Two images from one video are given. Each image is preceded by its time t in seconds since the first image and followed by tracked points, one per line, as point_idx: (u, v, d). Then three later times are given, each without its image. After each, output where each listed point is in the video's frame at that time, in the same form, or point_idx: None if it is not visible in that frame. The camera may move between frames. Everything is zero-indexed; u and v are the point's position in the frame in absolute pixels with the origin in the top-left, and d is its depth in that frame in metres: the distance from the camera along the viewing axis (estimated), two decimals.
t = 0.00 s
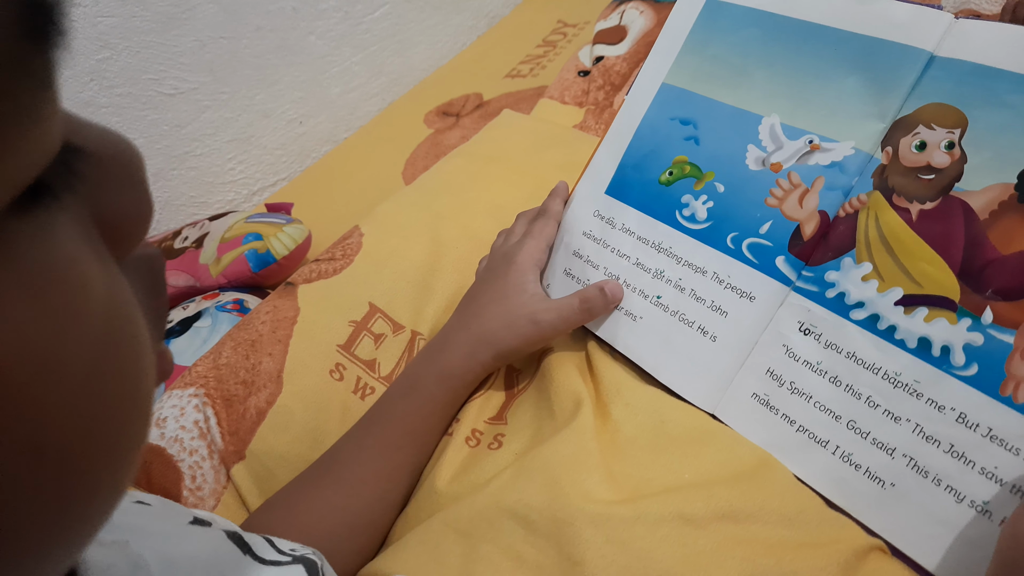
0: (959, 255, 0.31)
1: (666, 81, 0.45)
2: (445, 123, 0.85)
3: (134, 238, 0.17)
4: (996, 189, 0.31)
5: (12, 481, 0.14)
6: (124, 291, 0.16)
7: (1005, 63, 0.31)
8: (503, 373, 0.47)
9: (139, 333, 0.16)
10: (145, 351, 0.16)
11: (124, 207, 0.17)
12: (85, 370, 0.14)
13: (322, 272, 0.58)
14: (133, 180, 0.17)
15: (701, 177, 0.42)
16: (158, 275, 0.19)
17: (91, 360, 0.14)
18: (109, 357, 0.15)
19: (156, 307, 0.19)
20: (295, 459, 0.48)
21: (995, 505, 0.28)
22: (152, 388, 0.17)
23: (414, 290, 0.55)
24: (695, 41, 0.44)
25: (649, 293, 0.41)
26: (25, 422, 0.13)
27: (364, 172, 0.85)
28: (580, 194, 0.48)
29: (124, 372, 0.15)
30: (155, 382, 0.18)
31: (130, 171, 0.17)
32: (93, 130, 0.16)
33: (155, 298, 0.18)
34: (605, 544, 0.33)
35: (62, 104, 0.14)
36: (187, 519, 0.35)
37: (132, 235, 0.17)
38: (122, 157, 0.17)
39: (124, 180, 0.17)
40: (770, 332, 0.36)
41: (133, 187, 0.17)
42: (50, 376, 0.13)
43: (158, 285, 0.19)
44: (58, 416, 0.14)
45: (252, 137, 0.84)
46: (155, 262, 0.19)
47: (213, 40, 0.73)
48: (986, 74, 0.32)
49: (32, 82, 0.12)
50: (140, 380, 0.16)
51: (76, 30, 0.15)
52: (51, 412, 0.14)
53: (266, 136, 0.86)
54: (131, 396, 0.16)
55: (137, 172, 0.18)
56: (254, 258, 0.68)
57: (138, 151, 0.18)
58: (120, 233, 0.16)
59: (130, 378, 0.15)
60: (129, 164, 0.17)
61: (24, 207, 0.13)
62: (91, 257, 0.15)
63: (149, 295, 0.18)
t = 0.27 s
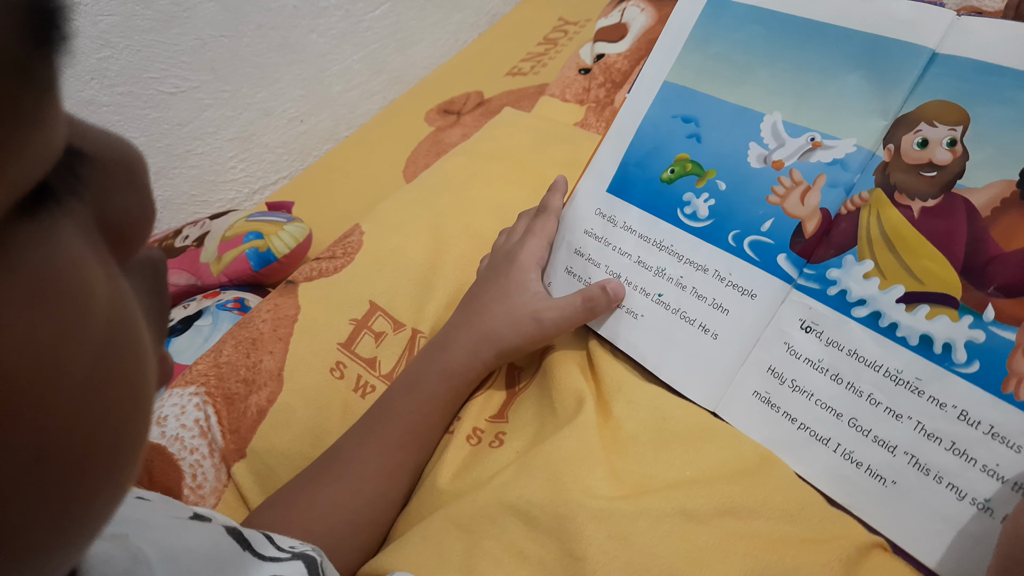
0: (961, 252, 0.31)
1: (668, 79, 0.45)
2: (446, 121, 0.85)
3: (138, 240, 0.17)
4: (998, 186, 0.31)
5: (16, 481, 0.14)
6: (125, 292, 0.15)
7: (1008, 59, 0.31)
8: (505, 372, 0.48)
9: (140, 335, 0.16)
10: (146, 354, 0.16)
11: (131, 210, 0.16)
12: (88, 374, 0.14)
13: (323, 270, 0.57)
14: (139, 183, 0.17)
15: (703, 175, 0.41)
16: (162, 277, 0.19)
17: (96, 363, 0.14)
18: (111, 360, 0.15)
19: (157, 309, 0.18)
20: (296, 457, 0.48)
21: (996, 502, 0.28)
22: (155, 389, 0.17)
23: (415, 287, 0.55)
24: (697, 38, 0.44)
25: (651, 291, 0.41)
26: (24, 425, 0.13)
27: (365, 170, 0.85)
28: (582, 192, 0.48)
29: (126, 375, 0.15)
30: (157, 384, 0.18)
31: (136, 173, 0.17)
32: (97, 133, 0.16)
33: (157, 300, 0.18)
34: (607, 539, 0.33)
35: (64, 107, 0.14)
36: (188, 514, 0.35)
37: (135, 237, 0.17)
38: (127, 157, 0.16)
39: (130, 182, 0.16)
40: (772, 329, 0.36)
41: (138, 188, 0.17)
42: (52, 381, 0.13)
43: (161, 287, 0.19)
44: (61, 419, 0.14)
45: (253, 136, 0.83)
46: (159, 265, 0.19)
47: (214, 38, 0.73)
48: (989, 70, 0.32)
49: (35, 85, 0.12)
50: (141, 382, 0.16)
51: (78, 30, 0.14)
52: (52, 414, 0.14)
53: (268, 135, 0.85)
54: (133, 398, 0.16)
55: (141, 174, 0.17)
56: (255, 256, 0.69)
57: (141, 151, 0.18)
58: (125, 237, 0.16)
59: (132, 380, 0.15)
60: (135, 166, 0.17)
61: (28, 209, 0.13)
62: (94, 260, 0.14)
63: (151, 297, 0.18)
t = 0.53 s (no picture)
0: (962, 249, 0.31)
1: (670, 77, 0.45)
2: (447, 120, 0.85)
3: (139, 241, 0.17)
4: (999, 183, 0.31)
5: (16, 477, 0.14)
6: (127, 292, 0.16)
7: (1009, 56, 0.31)
8: (506, 371, 0.48)
9: (141, 334, 0.16)
10: (147, 353, 0.16)
11: (133, 210, 0.16)
12: (89, 370, 0.14)
13: (324, 269, 0.57)
14: (141, 184, 0.17)
15: (704, 173, 0.41)
16: (163, 277, 0.19)
17: (96, 359, 0.14)
18: (112, 357, 0.15)
19: (160, 310, 0.18)
20: (297, 456, 0.48)
21: (998, 499, 0.28)
22: (155, 388, 0.17)
23: (416, 286, 0.55)
24: (698, 36, 0.44)
25: (652, 289, 0.41)
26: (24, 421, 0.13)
27: (366, 169, 0.85)
28: (584, 191, 0.48)
29: (126, 372, 0.15)
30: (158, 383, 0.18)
31: (138, 174, 0.17)
32: (99, 133, 0.16)
33: (158, 301, 0.18)
34: (608, 538, 0.33)
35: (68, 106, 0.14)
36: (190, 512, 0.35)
37: (135, 237, 0.17)
38: (130, 159, 0.16)
39: (132, 183, 0.16)
40: (773, 327, 0.36)
41: (140, 189, 0.17)
42: (52, 377, 0.13)
43: (163, 288, 0.19)
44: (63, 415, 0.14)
45: (252, 135, 0.81)
46: (160, 265, 0.19)
47: (215, 37, 0.72)
48: (990, 68, 0.32)
49: (40, 83, 0.12)
50: (142, 380, 0.16)
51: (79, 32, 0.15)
52: (54, 411, 0.14)
53: (268, 134, 0.85)
54: (134, 395, 0.16)
55: (144, 176, 0.17)
56: (256, 256, 0.69)
57: (143, 152, 0.18)
58: (126, 237, 0.16)
59: (133, 378, 0.16)
60: (137, 167, 0.17)
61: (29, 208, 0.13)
62: (96, 259, 0.14)
63: (153, 295, 0.18)
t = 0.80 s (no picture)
0: (963, 249, 0.31)
1: (671, 78, 0.45)
2: (448, 120, 0.85)
3: (143, 242, 0.17)
4: (1000, 183, 0.31)
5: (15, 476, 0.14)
6: (130, 291, 0.16)
7: (1010, 56, 0.31)
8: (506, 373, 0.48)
9: (143, 335, 0.16)
10: (148, 353, 0.16)
11: (136, 212, 0.17)
12: (92, 368, 0.14)
13: (325, 270, 0.58)
14: (144, 186, 0.17)
15: (705, 174, 0.41)
16: (166, 281, 0.20)
17: (100, 357, 0.14)
18: (115, 355, 0.15)
19: (161, 314, 0.19)
20: (298, 456, 0.48)
21: (999, 500, 0.28)
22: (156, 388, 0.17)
23: (417, 287, 0.55)
24: (699, 36, 0.44)
25: (653, 290, 0.41)
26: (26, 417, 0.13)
27: (367, 170, 0.85)
28: (585, 191, 0.48)
29: (127, 371, 0.15)
30: (159, 385, 0.18)
31: (142, 178, 0.17)
32: (104, 135, 0.16)
33: (159, 302, 0.19)
34: (608, 539, 0.33)
35: (76, 109, 0.14)
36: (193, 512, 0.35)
37: (138, 239, 0.17)
38: (134, 161, 0.17)
39: (136, 186, 0.17)
40: (774, 327, 0.36)
41: (143, 192, 0.17)
42: (56, 374, 0.13)
43: (165, 292, 0.19)
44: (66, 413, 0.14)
45: (253, 136, 0.84)
46: (161, 265, 0.19)
47: (215, 38, 0.73)
48: (991, 67, 0.32)
49: (51, 84, 0.13)
50: (144, 380, 0.16)
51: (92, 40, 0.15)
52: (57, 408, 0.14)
53: (269, 135, 0.86)
54: (136, 395, 0.16)
55: (148, 181, 0.18)
56: (257, 257, 0.69)
57: (146, 156, 0.18)
58: (129, 238, 0.17)
59: (135, 377, 0.16)
60: (141, 171, 0.17)
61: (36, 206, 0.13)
62: (101, 258, 0.15)
63: (153, 298, 0.18)
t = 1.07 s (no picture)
0: (960, 251, 0.31)
1: (667, 79, 0.45)
2: (445, 123, 0.85)
3: (134, 252, 0.17)
4: (996, 185, 0.31)
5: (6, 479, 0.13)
6: (124, 298, 0.16)
7: (1006, 58, 0.31)
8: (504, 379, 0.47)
9: (135, 339, 0.16)
10: (141, 357, 0.16)
11: (129, 221, 0.17)
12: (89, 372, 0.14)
13: (322, 273, 0.57)
14: (137, 197, 0.17)
15: (700, 175, 0.41)
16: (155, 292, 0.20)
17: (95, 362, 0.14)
18: (110, 359, 0.15)
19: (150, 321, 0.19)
20: (295, 460, 0.48)
21: (995, 502, 0.28)
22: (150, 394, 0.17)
23: (415, 290, 0.55)
24: (695, 38, 0.44)
25: (648, 292, 0.41)
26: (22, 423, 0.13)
27: (365, 173, 0.85)
28: (581, 192, 0.48)
29: (122, 374, 0.15)
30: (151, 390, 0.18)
31: (134, 187, 0.17)
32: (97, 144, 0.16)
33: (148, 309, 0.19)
34: (605, 542, 0.33)
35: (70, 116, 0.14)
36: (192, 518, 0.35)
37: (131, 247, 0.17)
38: (128, 171, 0.17)
39: (130, 196, 0.17)
40: (770, 330, 0.36)
41: (136, 202, 0.17)
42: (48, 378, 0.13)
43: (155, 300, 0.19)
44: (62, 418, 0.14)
45: (252, 138, 0.84)
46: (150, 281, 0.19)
47: (213, 41, 0.75)
48: (987, 70, 0.32)
49: (52, 91, 0.13)
50: (138, 385, 0.16)
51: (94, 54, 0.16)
52: (54, 413, 0.14)
53: (268, 137, 0.86)
54: (132, 401, 0.16)
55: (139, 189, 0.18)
56: (254, 259, 0.69)
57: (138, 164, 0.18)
58: (123, 247, 0.17)
59: (130, 383, 0.16)
60: (134, 180, 0.18)
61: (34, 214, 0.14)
62: (93, 263, 0.15)
63: (143, 305, 0.18)
